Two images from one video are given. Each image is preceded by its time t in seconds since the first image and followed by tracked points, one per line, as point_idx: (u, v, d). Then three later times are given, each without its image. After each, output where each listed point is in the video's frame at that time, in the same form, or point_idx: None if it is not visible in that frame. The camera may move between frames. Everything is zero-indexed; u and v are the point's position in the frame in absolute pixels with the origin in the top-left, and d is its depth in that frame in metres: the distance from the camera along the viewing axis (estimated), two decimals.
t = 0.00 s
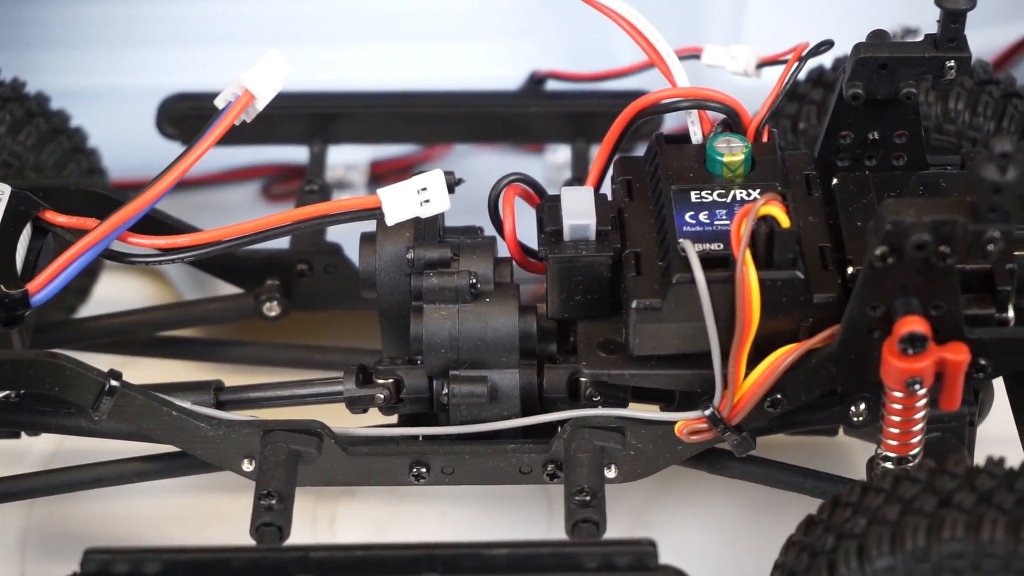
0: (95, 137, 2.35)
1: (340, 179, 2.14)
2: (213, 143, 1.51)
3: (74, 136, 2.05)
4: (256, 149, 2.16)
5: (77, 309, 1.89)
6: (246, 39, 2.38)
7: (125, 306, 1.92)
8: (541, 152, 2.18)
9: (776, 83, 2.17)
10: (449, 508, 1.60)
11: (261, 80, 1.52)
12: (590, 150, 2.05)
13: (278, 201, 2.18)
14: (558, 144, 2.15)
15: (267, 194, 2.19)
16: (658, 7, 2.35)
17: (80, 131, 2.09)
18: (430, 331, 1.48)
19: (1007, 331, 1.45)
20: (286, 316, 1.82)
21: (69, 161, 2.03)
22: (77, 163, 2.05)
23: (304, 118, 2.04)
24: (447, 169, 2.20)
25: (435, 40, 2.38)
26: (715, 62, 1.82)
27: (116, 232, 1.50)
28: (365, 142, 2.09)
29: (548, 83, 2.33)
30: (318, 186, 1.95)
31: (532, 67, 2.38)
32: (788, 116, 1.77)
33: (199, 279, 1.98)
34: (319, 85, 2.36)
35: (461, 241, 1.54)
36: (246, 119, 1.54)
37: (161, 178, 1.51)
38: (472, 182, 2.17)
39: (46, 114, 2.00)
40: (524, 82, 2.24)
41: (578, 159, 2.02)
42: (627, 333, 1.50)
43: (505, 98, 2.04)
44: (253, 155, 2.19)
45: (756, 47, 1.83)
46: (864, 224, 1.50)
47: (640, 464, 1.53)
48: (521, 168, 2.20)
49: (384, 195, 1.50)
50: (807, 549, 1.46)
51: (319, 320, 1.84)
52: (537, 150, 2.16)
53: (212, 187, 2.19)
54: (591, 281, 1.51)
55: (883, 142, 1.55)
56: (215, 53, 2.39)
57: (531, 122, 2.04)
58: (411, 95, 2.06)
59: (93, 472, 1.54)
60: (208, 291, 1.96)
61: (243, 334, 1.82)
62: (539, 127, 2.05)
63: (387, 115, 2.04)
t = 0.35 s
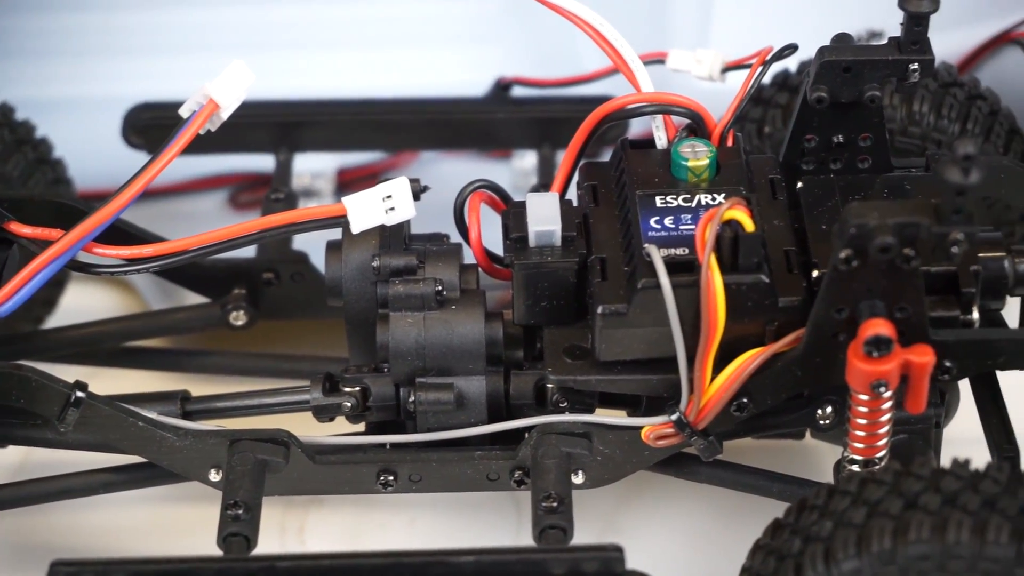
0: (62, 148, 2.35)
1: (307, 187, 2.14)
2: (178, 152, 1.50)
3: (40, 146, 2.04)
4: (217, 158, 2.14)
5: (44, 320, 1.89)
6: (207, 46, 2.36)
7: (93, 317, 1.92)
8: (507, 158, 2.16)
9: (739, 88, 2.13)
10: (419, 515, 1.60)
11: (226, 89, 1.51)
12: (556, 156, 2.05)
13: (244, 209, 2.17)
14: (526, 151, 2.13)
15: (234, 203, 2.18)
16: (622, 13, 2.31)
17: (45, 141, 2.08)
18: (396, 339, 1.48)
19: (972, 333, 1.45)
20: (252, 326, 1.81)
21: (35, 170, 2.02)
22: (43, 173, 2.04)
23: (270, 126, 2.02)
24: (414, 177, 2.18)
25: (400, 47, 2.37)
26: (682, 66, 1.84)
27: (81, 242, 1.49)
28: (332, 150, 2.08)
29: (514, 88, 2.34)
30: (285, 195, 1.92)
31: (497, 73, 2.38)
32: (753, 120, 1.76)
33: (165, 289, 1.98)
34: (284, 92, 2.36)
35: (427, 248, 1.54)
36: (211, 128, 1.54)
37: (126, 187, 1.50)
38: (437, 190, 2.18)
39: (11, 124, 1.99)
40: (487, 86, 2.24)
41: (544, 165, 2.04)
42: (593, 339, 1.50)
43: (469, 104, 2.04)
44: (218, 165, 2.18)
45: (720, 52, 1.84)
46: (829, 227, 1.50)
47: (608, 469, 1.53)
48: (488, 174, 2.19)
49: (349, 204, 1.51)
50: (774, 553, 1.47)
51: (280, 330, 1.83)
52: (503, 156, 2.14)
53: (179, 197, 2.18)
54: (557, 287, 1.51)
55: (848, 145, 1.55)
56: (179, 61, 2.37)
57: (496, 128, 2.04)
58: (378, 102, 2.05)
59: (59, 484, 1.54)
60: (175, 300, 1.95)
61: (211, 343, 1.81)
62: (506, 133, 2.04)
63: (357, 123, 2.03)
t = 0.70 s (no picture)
0: None
1: (227, 204, 2.04)
2: (93, 170, 1.50)
3: None
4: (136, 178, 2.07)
5: None
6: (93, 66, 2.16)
7: (13, 339, 1.90)
8: (428, 171, 2.11)
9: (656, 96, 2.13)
10: (344, 529, 1.60)
11: (140, 106, 1.52)
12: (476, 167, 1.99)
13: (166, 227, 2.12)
14: (446, 162, 2.06)
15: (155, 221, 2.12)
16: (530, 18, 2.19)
17: None
18: (317, 353, 1.48)
19: (888, 334, 1.46)
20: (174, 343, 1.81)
21: None
22: None
23: (188, 143, 1.91)
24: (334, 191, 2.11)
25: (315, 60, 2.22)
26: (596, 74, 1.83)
27: None
28: (252, 165, 1.98)
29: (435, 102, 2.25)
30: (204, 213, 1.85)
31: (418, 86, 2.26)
32: (669, 127, 1.76)
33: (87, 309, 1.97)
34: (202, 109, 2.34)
35: (346, 262, 1.54)
36: (127, 146, 1.54)
37: (42, 207, 1.50)
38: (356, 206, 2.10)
39: None
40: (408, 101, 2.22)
41: (464, 176, 1.96)
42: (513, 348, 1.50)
43: (389, 117, 1.97)
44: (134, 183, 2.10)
45: (635, 60, 1.83)
46: (744, 232, 1.52)
47: (531, 478, 1.53)
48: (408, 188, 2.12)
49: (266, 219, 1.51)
50: (697, 558, 1.47)
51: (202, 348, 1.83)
52: (424, 169, 2.09)
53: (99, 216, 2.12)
54: (476, 298, 1.51)
55: (763, 150, 1.56)
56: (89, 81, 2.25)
57: (415, 141, 1.97)
58: (297, 116, 1.95)
59: None
60: (96, 319, 1.94)
61: (133, 362, 1.80)
62: (426, 146, 1.97)
63: (280, 139, 1.93)
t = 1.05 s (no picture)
0: None
1: (194, 210, 2.02)
2: (58, 177, 1.49)
3: None
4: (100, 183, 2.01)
5: None
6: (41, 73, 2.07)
7: None
8: (395, 176, 2.09)
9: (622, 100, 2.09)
10: (315, 535, 1.60)
11: (105, 112, 1.52)
12: (443, 171, 1.96)
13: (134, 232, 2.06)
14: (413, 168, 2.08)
15: (122, 227, 2.05)
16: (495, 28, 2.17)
17: None
18: (285, 359, 1.48)
19: (854, 336, 1.46)
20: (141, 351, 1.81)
21: None
22: None
23: (154, 150, 1.90)
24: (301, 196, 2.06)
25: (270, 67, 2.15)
26: (562, 79, 1.82)
27: None
28: (220, 171, 1.95)
29: (402, 105, 2.17)
30: (172, 219, 1.84)
31: (384, 90, 2.19)
32: (637, 131, 1.77)
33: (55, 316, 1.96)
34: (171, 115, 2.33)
35: (313, 267, 1.54)
36: (91, 152, 1.54)
37: (7, 214, 1.48)
38: (322, 212, 2.06)
39: None
40: (375, 105, 2.14)
41: (432, 181, 1.95)
42: (481, 353, 1.50)
43: (355, 123, 1.94)
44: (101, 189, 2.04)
45: (601, 64, 1.84)
46: (712, 235, 1.52)
47: (501, 483, 1.53)
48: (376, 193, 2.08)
49: (232, 224, 1.49)
50: (667, 562, 1.47)
51: (169, 355, 1.83)
52: (391, 173, 2.08)
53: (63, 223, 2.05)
54: (444, 303, 1.51)
55: (730, 153, 1.56)
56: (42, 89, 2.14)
57: (381, 146, 1.94)
58: (260, 122, 1.94)
59: None
60: (65, 327, 1.93)
61: (100, 369, 1.80)
62: (391, 151, 1.95)
63: (244, 145, 1.92)
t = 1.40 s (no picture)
0: None
1: (174, 215, 1.97)
2: (37, 183, 1.49)
3: None
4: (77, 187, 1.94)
5: None
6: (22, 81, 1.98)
7: None
8: (376, 180, 2.04)
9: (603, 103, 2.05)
10: (296, 541, 1.60)
11: (83, 119, 1.52)
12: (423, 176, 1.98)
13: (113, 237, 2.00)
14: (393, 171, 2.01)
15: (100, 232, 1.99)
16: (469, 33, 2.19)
17: None
18: (264, 364, 1.47)
19: (832, 337, 1.46)
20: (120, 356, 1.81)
21: None
22: None
23: (133, 155, 1.90)
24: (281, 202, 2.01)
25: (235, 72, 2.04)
26: (541, 83, 1.84)
27: None
28: (200, 176, 1.95)
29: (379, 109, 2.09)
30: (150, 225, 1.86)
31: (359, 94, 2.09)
32: (615, 133, 1.76)
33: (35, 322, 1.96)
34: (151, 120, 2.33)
35: (292, 272, 1.54)
36: (68, 159, 1.54)
37: None
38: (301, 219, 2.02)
39: None
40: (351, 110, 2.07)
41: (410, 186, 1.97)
42: (460, 356, 1.50)
43: (334, 128, 1.95)
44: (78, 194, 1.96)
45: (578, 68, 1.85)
46: (690, 237, 1.52)
47: (481, 487, 1.53)
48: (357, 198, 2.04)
49: (211, 229, 1.49)
50: (647, 564, 1.47)
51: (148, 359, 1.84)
52: (371, 178, 2.03)
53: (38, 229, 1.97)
54: (423, 307, 1.51)
55: (708, 156, 1.57)
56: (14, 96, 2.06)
57: (360, 151, 1.96)
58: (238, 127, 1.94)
59: None
60: (44, 333, 1.93)
61: (79, 375, 1.81)
62: (371, 154, 1.96)
63: (222, 150, 1.92)
